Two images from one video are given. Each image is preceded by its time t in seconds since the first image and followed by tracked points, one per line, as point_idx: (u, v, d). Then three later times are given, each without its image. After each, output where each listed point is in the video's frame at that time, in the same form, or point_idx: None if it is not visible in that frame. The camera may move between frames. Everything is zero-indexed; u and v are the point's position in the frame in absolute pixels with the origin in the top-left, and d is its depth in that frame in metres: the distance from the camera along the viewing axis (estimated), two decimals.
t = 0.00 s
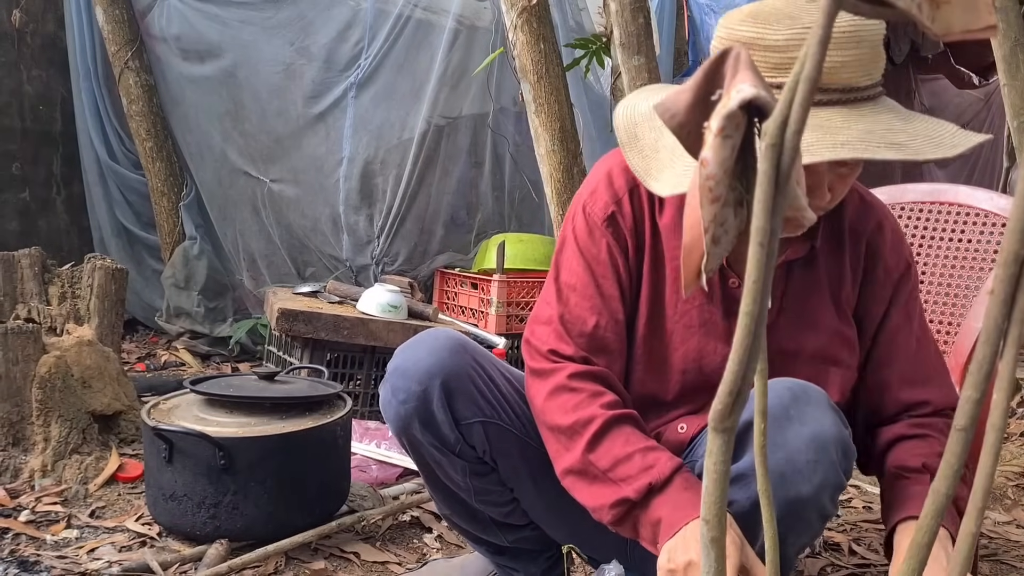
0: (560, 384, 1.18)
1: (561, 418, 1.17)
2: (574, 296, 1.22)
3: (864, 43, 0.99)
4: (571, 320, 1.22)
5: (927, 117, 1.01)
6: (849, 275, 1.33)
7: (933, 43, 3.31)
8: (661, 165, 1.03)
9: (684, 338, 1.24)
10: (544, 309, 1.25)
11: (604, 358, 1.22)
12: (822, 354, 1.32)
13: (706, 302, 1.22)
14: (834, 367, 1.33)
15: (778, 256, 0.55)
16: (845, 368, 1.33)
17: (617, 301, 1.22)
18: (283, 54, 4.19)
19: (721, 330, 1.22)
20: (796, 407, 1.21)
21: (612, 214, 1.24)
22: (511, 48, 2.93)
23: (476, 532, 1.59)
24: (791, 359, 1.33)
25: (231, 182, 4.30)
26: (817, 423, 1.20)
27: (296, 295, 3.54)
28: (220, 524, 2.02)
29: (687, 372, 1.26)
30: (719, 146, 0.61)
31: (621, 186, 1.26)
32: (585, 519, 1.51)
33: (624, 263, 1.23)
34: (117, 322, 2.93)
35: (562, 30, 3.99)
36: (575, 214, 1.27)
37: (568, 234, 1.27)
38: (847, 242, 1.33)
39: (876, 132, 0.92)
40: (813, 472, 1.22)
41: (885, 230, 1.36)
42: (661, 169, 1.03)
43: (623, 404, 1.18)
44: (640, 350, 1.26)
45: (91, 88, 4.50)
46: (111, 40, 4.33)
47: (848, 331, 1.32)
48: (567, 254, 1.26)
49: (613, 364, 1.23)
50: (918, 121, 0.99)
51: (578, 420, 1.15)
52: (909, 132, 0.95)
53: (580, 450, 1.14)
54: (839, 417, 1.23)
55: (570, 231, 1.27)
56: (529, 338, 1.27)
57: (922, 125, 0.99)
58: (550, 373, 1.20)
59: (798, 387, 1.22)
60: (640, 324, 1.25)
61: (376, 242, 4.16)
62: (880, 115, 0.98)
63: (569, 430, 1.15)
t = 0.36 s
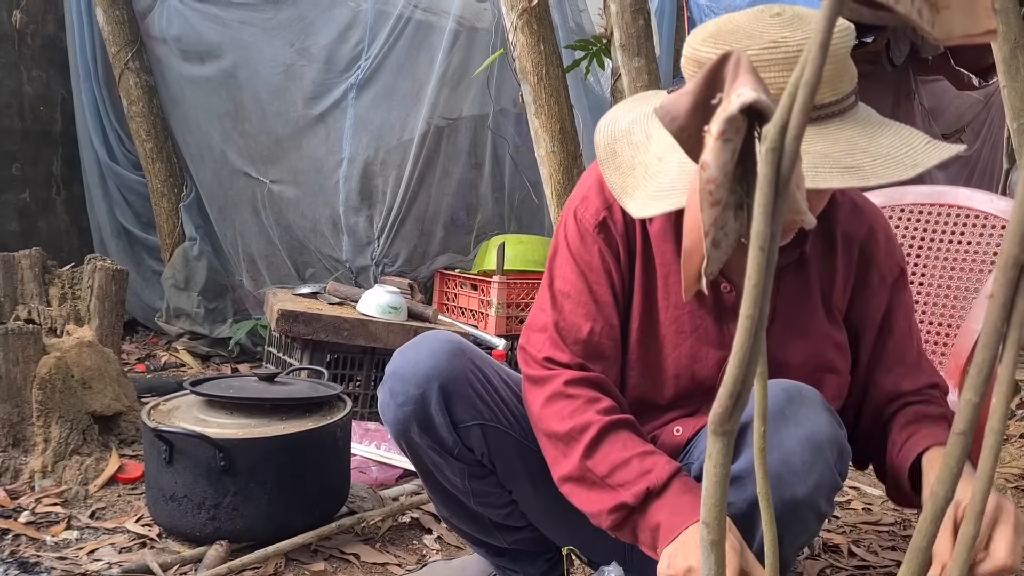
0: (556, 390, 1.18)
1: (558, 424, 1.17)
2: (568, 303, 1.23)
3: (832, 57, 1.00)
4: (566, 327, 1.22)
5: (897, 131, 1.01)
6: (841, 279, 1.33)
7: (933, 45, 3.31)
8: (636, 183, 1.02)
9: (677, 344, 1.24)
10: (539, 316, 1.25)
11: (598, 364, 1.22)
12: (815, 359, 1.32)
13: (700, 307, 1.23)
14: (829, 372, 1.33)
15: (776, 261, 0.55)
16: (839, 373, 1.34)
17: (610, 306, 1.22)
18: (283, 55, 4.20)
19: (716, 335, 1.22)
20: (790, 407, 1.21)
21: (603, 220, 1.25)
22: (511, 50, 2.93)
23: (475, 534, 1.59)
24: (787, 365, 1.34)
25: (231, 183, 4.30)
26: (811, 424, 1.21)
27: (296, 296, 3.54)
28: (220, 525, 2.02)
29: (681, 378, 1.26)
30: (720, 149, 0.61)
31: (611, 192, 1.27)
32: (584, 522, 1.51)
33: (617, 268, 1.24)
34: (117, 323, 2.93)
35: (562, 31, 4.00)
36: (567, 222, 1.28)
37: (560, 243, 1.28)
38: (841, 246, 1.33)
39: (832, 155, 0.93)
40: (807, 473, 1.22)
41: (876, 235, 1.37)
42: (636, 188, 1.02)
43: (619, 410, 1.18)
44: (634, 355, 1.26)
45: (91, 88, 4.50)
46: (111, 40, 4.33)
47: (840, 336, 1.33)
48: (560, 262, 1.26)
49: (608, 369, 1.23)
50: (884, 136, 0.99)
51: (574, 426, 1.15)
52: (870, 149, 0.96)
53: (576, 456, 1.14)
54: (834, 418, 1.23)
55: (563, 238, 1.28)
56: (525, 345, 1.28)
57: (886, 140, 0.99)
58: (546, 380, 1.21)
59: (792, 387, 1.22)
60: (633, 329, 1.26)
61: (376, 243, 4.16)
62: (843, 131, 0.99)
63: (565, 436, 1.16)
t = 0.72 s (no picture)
0: (554, 391, 1.18)
1: (556, 425, 1.17)
2: (566, 304, 1.23)
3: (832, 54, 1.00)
4: (564, 328, 1.22)
5: (899, 126, 1.01)
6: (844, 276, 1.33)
7: (933, 44, 3.31)
8: (637, 182, 1.02)
9: (677, 342, 1.24)
10: (536, 318, 1.25)
11: (596, 365, 1.22)
12: (817, 356, 1.32)
13: (700, 305, 1.23)
14: (828, 368, 1.34)
15: (778, 259, 0.55)
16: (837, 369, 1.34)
17: (608, 308, 1.22)
18: (284, 53, 4.20)
19: (718, 334, 1.22)
20: (791, 402, 1.22)
21: (602, 221, 1.24)
22: (512, 48, 2.93)
23: (476, 536, 1.59)
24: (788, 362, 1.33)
25: (232, 180, 4.30)
26: (812, 418, 1.22)
27: (296, 294, 3.54)
28: (220, 523, 2.02)
29: (682, 375, 1.26)
30: (722, 146, 0.61)
31: (609, 193, 1.27)
32: (585, 523, 1.51)
33: (615, 269, 1.24)
34: (117, 320, 2.93)
35: (563, 29, 3.99)
36: (564, 221, 1.28)
37: (557, 244, 1.28)
38: (843, 243, 1.33)
39: (834, 149, 0.94)
40: (809, 468, 1.21)
41: (875, 232, 1.37)
42: (638, 186, 1.02)
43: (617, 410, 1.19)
44: (632, 353, 1.27)
45: (92, 86, 4.49)
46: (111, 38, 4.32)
47: (841, 332, 1.33)
48: (557, 263, 1.26)
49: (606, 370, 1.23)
50: (886, 131, 0.99)
51: (573, 427, 1.15)
52: (871, 144, 0.96)
53: (575, 458, 1.13)
54: (834, 413, 1.24)
55: (561, 238, 1.27)
56: (522, 347, 1.27)
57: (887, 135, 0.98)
58: (543, 382, 1.20)
59: (793, 382, 1.24)
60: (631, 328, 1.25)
61: (377, 241, 4.16)
62: (845, 127, 0.99)
63: (564, 438, 1.15)
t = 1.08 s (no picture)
0: (566, 386, 1.18)
1: (569, 421, 1.17)
2: (579, 298, 1.23)
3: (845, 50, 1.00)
4: (577, 322, 1.23)
5: (911, 122, 1.01)
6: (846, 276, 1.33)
7: (934, 44, 3.30)
8: (649, 176, 1.03)
9: (681, 339, 1.25)
10: (549, 312, 1.25)
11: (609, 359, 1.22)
12: (818, 356, 1.33)
13: (700, 304, 1.23)
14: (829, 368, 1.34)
15: (782, 257, 0.55)
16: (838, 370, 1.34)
17: (621, 302, 1.22)
18: (284, 52, 4.20)
19: (722, 333, 1.23)
20: (787, 390, 1.22)
21: (613, 216, 1.24)
22: (513, 47, 2.93)
23: (479, 532, 1.58)
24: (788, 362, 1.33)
25: (232, 179, 4.30)
26: (809, 407, 1.21)
27: (296, 293, 3.54)
28: (220, 521, 2.02)
29: (683, 373, 1.27)
30: (725, 144, 0.60)
31: (620, 187, 1.27)
32: (588, 521, 1.52)
33: (627, 263, 1.24)
34: (117, 318, 2.93)
35: (563, 28, 3.99)
36: (574, 216, 1.28)
37: (568, 238, 1.28)
38: (843, 244, 1.33)
39: (850, 142, 0.93)
40: (805, 455, 1.22)
41: (876, 232, 1.37)
42: (650, 179, 1.03)
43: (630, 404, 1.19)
44: (641, 347, 1.27)
45: (91, 84, 4.49)
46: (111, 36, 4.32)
47: (842, 333, 1.33)
48: (570, 257, 1.26)
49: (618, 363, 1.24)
50: (898, 126, 0.99)
51: (585, 424, 1.15)
52: (885, 138, 0.96)
53: (588, 455, 1.14)
54: (831, 400, 1.23)
55: (572, 232, 1.27)
56: (533, 341, 1.28)
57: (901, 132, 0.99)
58: (555, 376, 1.21)
59: (790, 371, 1.23)
60: (640, 323, 1.25)
61: (377, 240, 4.15)
62: (858, 123, 0.99)
63: (576, 434, 1.16)
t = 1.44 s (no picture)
0: (556, 373, 1.18)
1: (559, 408, 1.16)
2: (577, 290, 1.23)
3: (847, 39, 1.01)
4: (573, 313, 1.22)
5: (913, 110, 1.01)
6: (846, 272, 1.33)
7: (935, 43, 3.30)
8: (654, 170, 1.03)
9: (684, 335, 1.25)
10: (545, 305, 1.25)
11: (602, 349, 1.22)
12: (818, 352, 1.33)
13: (699, 303, 1.24)
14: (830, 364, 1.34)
15: (787, 252, 0.55)
16: (840, 367, 1.34)
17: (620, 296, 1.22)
18: (286, 50, 4.20)
19: (722, 330, 1.24)
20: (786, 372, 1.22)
21: (614, 211, 1.25)
22: (515, 46, 2.93)
23: (483, 533, 1.58)
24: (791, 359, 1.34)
25: (233, 176, 4.32)
26: (810, 388, 1.22)
27: (297, 290, 3.54)
28: (222, 517, 2.03)
29: (685, 369, 1.28)
30: (730, 140, 0.60)
31: (621, 184, 1.27)
32: (590, 519, 1.52)
33: (627, 257, 1.24)
34: (118, 315, 2.93)
35: (565, 27, 3.99)
36: (574, 212, 1.28)
37: (567, 234, 1.28)
38: (842, 239, 1.33)
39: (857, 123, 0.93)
40: (807, 436, 1.22)
41: (874, 228, 1.38)
42: (654, 173, 1.03)
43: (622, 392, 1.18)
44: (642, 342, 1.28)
45: (92, 82, 4.49)
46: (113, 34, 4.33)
47: (843, 329, 1.33)
48: (568, 250, 1.26)
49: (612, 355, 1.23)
50: (899, 112, 1.00)
51: (574, 409, 1.14)
52: (887, 122, 0.96)
53: (579, 442, 1.13)
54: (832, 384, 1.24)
55: (572, 227, 1.28)
56: (528, 333, 1.27)
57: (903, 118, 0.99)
58: (546, 365, 1.20)
59: (790, 356, 1.24)
60: (642, 318, 1.26)
61: (378, 238, 4.14)
62: (861, 109, 0.99)
63: (567, 420, 1.15)
